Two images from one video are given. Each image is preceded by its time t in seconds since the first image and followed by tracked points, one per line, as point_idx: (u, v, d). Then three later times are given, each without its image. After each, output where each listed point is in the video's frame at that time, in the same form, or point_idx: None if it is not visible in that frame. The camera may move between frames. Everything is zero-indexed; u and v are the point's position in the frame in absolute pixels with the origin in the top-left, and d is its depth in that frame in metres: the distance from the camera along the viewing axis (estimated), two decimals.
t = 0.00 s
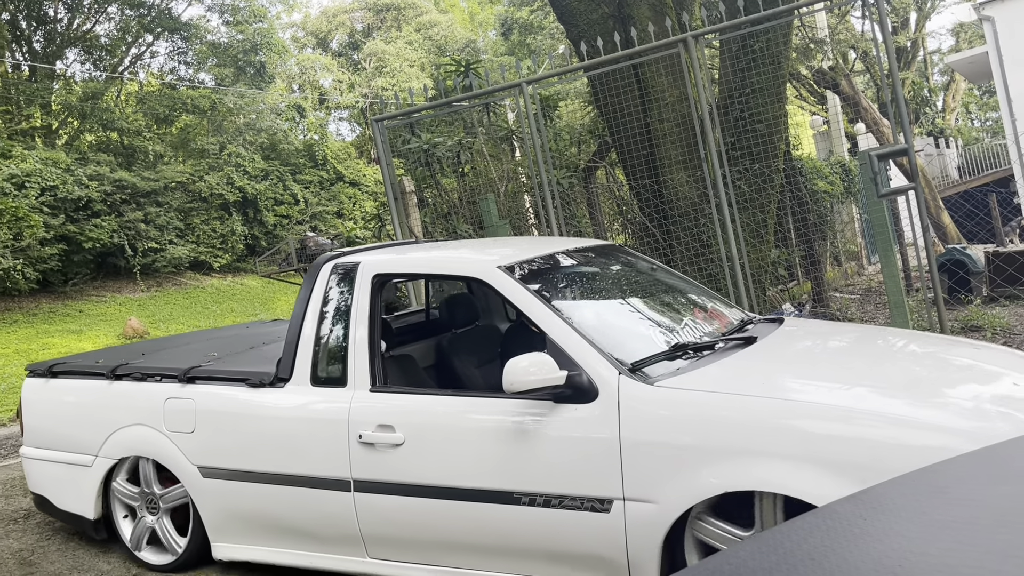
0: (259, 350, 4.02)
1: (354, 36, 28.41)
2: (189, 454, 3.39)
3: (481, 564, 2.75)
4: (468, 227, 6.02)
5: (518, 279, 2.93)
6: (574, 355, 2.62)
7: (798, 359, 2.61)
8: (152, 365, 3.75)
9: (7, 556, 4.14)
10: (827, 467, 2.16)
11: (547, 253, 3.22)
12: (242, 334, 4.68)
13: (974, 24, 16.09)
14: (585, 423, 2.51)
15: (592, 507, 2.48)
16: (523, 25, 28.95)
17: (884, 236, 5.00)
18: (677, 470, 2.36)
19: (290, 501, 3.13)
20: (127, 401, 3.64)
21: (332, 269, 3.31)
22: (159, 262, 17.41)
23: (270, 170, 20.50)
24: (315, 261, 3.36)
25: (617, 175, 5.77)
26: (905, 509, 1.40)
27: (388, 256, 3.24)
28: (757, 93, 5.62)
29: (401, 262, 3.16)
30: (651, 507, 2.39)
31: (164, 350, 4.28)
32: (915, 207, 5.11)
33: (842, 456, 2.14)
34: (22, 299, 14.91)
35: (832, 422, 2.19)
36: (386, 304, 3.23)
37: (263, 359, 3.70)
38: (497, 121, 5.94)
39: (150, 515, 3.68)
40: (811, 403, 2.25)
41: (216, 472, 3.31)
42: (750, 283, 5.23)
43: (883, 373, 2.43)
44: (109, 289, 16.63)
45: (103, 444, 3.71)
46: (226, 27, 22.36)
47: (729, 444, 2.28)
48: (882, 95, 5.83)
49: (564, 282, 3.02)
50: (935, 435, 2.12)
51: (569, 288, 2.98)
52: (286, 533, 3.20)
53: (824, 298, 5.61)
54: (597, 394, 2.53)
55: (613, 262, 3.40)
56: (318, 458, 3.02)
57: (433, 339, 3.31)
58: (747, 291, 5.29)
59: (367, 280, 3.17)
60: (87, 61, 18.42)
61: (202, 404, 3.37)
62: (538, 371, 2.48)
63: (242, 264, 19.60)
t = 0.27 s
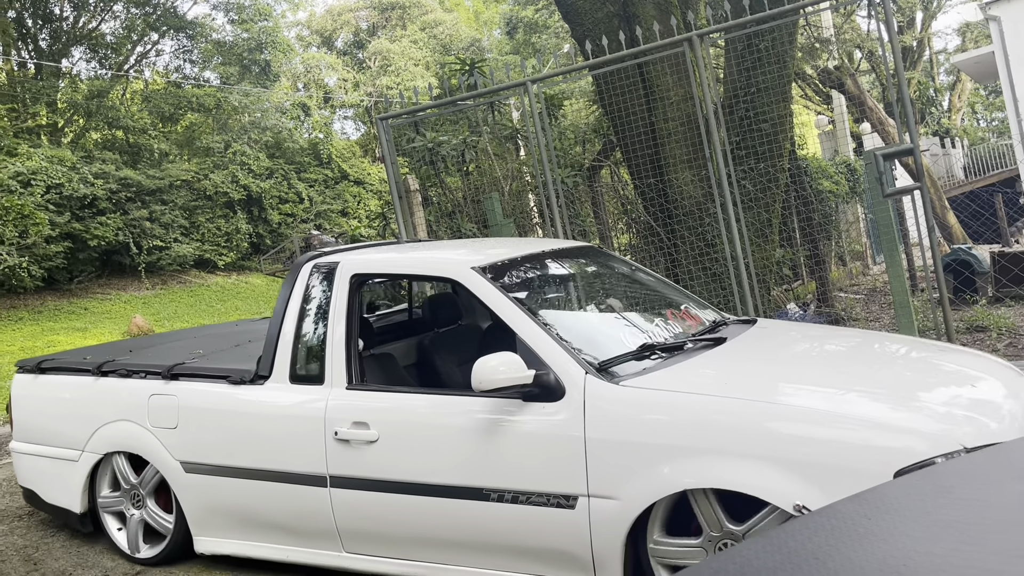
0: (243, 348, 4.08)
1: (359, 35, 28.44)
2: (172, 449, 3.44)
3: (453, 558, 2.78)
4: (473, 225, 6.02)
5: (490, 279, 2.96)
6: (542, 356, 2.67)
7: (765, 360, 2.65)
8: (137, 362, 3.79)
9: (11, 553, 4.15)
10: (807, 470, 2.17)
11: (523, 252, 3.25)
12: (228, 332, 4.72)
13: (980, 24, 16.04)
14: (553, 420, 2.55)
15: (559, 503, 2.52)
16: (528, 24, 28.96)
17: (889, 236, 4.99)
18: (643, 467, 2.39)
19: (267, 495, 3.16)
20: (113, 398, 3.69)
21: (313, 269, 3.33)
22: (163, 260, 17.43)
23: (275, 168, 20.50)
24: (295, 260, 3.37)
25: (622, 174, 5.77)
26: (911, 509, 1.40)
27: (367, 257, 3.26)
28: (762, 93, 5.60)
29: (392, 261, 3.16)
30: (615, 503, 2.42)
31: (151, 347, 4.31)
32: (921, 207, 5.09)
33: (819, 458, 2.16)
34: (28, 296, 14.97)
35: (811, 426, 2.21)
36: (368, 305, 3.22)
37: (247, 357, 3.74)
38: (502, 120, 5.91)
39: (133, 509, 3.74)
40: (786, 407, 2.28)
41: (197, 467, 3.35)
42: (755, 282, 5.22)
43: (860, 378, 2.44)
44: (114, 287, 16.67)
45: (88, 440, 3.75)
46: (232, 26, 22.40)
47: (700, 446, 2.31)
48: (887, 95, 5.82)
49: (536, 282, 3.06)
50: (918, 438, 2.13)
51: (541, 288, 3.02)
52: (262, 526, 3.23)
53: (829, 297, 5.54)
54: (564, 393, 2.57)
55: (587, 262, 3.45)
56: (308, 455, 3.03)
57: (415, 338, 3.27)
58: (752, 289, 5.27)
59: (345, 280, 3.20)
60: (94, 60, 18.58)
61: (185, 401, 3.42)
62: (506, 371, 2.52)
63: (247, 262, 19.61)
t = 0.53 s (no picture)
0: (230, 346, 4.22)
1: (365, 33, 28.47)
2: (159, 444, 3.57)
3: (431, 554, 2.90)
4: (478, 224, 6.02)
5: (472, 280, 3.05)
6: (519, 356, 2.78)
7: (731, 358, 2.77)
8: (127, 359, 3.92)
9: (16, 549, 4.16)
10: (793, 471, 2.23)
11: (507, 250, 3.38)
12: (216, 329, 4.87)
13: (987, 24, 15.99)
14: (528, 418, 2.66)
15: (533, 500, 2.62)
16: (533, 24, 28.96)
17: (895, 236, 4.99)
18: (613, 465, 2.49)
19: (250, 491, 3.29)
20: (102, 393, 3.83)
21: (298, 267, 3.46)
22: (168, 258, 17.47)
23: (281, 167, 20.49)
24: (282, 258, 3.50)
25: (627, 174, 5.76)
26: (915, 509, 1.39)
27: (348, 256, 3.38)
28: (768, 92, 5.57)
29: (394, 262, 3.24)
30: (587, 501, 2.52)
31: (141, 343, 4.45)
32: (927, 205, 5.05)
33: (801, 460, 2.21)
34: (33, 294, 15.02)
35: (795, 428, 2.26)
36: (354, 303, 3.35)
37: (233, 355, 3.88)
38: (507, 119, 5.87)
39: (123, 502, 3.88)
40: (763, 407, 2.35)
41: (184, 463, 3.47)
42: (760, 282, 5.23)
43: (838, 377, 2.52)
44: (119, 284, 16.70)
45: (78, 435, 3.90)
46: (237, 24, 22.44)
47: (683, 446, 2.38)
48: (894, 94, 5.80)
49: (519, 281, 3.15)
50: (905, 442, 2.17)
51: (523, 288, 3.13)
52: (246, 522, 3.36)
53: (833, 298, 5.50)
54: (539, 391, 2.68)
55: (572, 263, 3.58)
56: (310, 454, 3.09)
57: (403, 335, 3.39)
58: (756, 289, 5.30)
59: (330, 279, 3.30)
60: (100, 59, 18.69)
61: (173, 397, 3.55)
62: (482, 370, 2.63)
63: (253, 261, 19.63)
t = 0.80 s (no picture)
0: (217, 342, 4.38)
1: (371, 33, 28.53)
2: (142, 437, 3.77)
3: (410, 549, 3.05)
4: (483, 224, 6.00)
5: (452, 283, 3.24)
6: (493, 356, 2.95)
7: (695, 357, 2.96)
8: (115, 355, 4.12)
9: (23, 546, 4.17)
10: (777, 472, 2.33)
11: (494, 253, 3.60)
12: (205, 326, 5.00)
13: (994, 24, 15.95)
14: (501, 415, 2.81)
15: (504, 497, 2.78)
16: (539, 23, 29.00)
17: (901, 236, 4.99)
18: (580, 462, 2.63)
19: (233, 487, 3.47)
20: (90, 388, 4.03)
21: (282, 266, 3.67)
22: (175, 256, 17.50)
23: (287, 166, 20.50)
24: (267, 258, 3.72)
25: (633, 174, 5.74)
26: (921, 507, 1.41)
27: (330, 257, 3.60)
28: (775, 92, 5.56)
29: (398, 264, 3.37)
30: (554, 497, 2.67)
31: (131, 340, 4.64)
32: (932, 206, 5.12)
33: (777, 461, 2.32)
34: (40, 291, 15.05)
35: (773, 431, 2.37)
36: (331, 302, 3.57)
37: (215, 351, 4.08)
38: (513, 119, 5.94)
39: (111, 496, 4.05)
40: (741, 409, 2.46)
41: (171, 458, 3.65)
42: (767, 283, 5.24)
43: (801, 377, 2.68)
44: (125, 283, 16.73)
45: (66, 429, 4.09)
46: (244, 23, 22.50)
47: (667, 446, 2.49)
48: (901, 95, 5.80)
49: (498, 285, 3.35)
50: (872, 444, 2.29)
51: (503, 291, 3.32)
52: (230, 516, 3.54)
53: (839, 298, 5.63)
54: (511, 390, 2.84)
55: (553, 266, 3.76)
56: (317, 452, 3.19)
57: (387, 334, 3.61)
58: (763, 290, 5.30)
59: (310, 278, 3.52)
60: (108, 58, 18.76)
61: (158, 393, 3.73)
62: (455, 369, 2.80)
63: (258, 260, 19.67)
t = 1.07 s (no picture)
0: (217, 338, 4.41)
1: (378, 32, 28.57)
2: (142, 433, 3.82)
3: (399, 543, 3.11)
4: (491, 224, 6.01)
5: (444, 284, 3.27)
6: (482, 354, 2.99)
7: (686, 358, 2.99)
8: (114, 351, 4.17)
9: (32, 542, 4.19)
10: (774, 472, 2.35)
11: (487, 253, 3.63)
12: (207, 323, 5.02)
13: (1003, 25, 15.93)
14: (489, 412, 2.87)
15: (491, 493, 2.84)
16: (547, 23, 29.00)
17: (910, 238, 4.99)
18: (565, 459, 2.69)
19: (228, 482, 3.52)
20: (91, 383, 4.08)
21: (278, 264, 3.71)
22: (182, 254, 17.53)
23: (294, 164, 20.52)
24: (264, 255, 3.75)
25: (641, 174, 5.74)
26: (939, 507, 1.43)
27: (325, 257, 3.63)
28: (783, 92, 5.55)
29: (400, 265, 3.39)
30: (539, 494, 2.74)
31: (130, 336, 4.68)
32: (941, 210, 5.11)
33: (767, 460, 2.37)
34: (48, 289, 15.09)
35: (765, 432, 2.41)
36: (326, 301, 3.61)
37: (212, 347, 4.11)
38: (520, 118, 5.96)
39: (110, 489, 4.12)
40: (735, 410, 2.50)
41: (169, 453, 3.70)
42: (774, 283, 5.24)
43: (785, 376, 2.74)
44: (133, 281, 16.76)
45: (67, 424, 4.14)
46: (252, 22, 22.54)
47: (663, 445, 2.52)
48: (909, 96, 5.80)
49: (490, 285, 3.38)
50: (852, 443, 2.34)
51: (495, 291, 3.35)
52: (225, 511, 3.59)
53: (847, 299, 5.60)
54: (498, 388, 2.90)
55: (544, 266, 3.78)
56: (321, 450, 3.21)
57: (382, 334, 3.69)
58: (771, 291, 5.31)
59: (306, 277, 3.56)
60: (116, 56, 18.82)
61: (157, 389, 3.78)
62: (444, 367, 2.85)
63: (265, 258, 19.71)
